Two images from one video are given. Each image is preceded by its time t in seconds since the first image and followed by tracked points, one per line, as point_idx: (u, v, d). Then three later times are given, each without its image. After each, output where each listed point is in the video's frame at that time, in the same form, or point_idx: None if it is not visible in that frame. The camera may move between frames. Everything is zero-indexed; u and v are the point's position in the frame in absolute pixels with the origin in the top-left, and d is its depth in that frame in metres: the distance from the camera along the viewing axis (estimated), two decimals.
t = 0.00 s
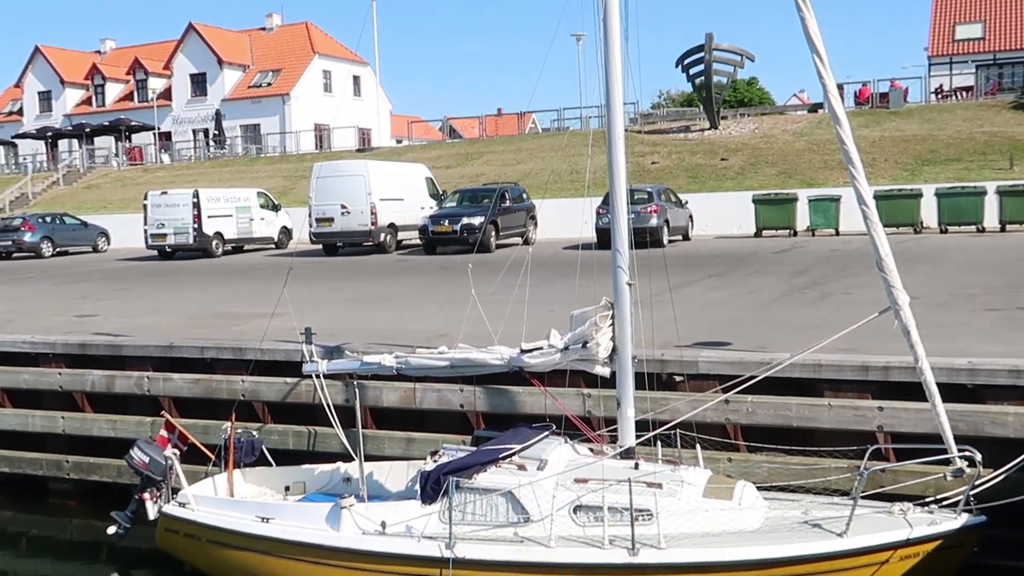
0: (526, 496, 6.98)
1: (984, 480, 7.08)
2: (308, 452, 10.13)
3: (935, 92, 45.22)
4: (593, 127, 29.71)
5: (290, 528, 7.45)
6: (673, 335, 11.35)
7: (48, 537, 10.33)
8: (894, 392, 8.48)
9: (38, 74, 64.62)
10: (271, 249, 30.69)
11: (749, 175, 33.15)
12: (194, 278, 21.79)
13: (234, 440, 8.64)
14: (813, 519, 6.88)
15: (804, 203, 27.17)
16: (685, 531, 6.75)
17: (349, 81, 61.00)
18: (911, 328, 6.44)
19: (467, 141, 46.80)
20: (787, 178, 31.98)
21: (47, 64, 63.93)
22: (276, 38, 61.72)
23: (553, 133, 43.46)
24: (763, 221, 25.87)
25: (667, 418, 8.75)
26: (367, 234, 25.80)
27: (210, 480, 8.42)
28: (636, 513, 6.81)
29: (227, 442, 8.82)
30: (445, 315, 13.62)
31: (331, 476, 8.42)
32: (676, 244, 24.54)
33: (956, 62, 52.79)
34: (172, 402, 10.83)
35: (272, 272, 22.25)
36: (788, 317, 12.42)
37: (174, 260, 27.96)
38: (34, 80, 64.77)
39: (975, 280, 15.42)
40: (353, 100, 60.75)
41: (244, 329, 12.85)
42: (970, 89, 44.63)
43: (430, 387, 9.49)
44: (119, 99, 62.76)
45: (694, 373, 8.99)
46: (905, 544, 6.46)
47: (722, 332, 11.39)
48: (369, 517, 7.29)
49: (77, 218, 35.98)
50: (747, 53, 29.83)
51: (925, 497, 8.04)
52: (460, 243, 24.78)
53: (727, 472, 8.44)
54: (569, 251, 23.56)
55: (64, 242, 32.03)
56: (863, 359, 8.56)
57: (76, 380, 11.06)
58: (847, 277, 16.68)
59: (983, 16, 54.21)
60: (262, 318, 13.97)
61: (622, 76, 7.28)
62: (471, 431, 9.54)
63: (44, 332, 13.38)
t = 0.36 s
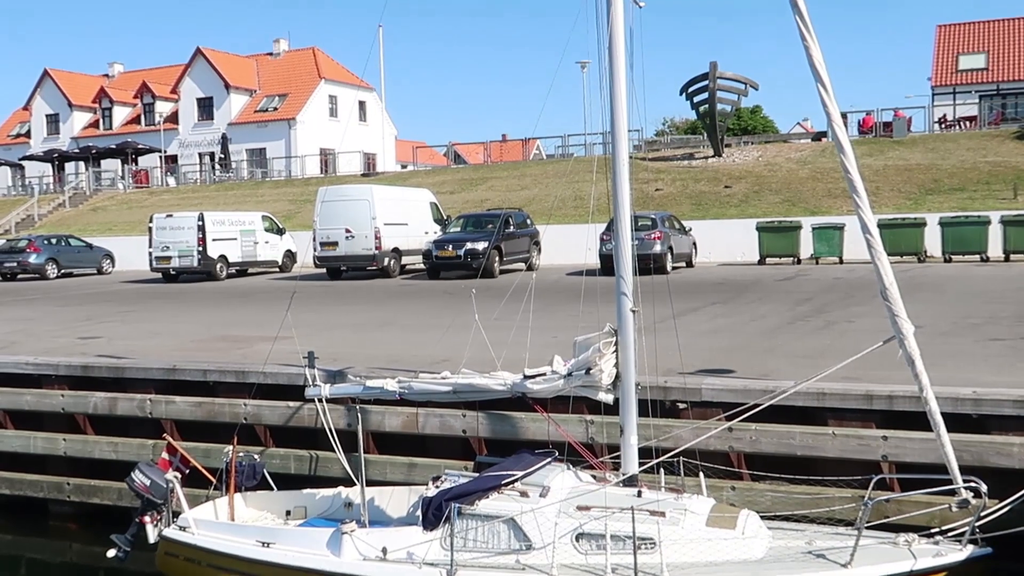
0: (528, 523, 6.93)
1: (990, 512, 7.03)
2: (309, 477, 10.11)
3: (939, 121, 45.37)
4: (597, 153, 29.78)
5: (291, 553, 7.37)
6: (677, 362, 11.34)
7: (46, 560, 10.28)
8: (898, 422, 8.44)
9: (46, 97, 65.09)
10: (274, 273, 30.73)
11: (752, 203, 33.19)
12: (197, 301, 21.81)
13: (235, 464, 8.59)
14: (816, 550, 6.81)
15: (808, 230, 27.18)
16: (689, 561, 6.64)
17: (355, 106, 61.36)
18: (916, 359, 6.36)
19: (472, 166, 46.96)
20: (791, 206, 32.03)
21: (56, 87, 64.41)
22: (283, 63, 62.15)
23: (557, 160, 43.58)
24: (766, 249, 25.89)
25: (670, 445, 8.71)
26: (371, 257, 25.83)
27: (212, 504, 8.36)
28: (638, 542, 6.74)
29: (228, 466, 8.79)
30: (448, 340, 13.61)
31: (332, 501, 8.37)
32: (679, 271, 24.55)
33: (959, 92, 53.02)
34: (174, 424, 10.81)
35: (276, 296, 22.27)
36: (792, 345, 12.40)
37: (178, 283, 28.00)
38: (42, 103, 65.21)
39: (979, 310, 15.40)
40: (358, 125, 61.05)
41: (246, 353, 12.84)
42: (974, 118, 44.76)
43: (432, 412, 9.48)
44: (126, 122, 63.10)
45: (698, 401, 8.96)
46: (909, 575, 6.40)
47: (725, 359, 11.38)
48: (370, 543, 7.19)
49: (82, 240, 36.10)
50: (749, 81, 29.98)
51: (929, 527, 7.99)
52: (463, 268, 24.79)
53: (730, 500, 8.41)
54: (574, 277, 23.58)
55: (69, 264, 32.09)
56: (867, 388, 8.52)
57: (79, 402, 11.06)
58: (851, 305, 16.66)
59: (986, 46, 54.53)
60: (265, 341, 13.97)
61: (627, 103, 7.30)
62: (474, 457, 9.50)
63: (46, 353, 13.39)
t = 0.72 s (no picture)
0: (534, 548, 6.82)
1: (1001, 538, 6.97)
2: (314, 500, 10.09)
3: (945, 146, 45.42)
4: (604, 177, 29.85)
5: None
6: (683, 386, 11.32)
7: None
8: (907, 447, 8.39)
9: (57, 119, 65.58)
10: (281, 295, 30.80)
11: (759, 227, 33.19)
12: (204, 323, 21.84)
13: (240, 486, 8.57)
14: None
15: (815, 254, 27.16)
16: None
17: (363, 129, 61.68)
18: (924, 384, 6.25)
19: (479, 189, 47.10)
20: (797, 230, 32.02)
21: (66, 110, 64.91)
22: (291, 86, 62.54)
23: (564, 183, 43.69)
24: (773, 273, 25.87)
25: (677, 470, 8.68)
26: (378, 280, 25.86)
27: (216, 526, 8.29)
28: (645, 567, 6.56)
29: (233, 488, 8.77)
30: (454, 363, 13.60)
31: (337, 525, 8.29)
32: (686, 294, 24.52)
33: (965, 117, 53.13)
34: (179, 446, 10.81)
35: (282, 318, 22.30)
36: (798, 369, 12.37)
37: (185, 304, 28.06)
38: (52, 125, 65.71)
39: (986, 335, 15.36)
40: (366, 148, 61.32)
41: (252, 375, 12.83)
42: (980, 143, 44.78)
43: (438, 435, 9.46)
44: (135, 144, 63.49)
45: (704, 426, 8.92)
46: None
47: (732, 384, 11.34)
48: (375, 567, 7.13)
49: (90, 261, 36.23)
50: (755, 106, 30.08)
51: (938, 555, 7.94)
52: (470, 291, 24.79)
53: (737, 526, 8.35)
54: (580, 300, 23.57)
55: (77, 285, 32.21)
56: (875, 414, 8.48)
57: (85, 423, 11.06)
58: (858, 330, 16.62)
59: (992, 71, 54.69)
60: (271, 363, 13.98)
61: (634, 127, 7.31)
62: (479, 481, 9.46)
63: (53, 375, 13.40)
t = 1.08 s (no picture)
0: (544, 568, 6.73)
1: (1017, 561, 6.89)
2: (324, 519, 10.09)
3: (959, 166, 45.31)
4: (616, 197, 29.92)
5: None
6: (696, 405, 11.28)
7: None
8: (921, 468, 8.33)
9: (73, 138, 66.13)
10: (293, 312, 30.88)
11: (771, 247, 33.11)
12: (217, 340, 21.91)
13: (252, 503, 8.55)
14: None
15: (828, 274, 27.08)
16: None
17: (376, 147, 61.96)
18: (938, 405, 6.16)
19: (491, 208, 47.21)
20: (810, 250, 31.96)
21: (82, 128, 65.44)
22: (305, 105, 62.92)
23: (576, 202, 43.74)
24: (785, 292, 25.80)
25: (689, 490, 8.63)
26: (390, 297, 25.89)
27: (227, 543, 8.22)
28: None
29: (244, 506, 8.76)
30: (465, 381, 13.61)
31: (348, 543, 8.22)
32: (698, 313, 24.47)
33: (979, 137, 53.06)
34: (190, 463, 10.82)
35: (294, 335, 22.33)
36: (811, 390, 12.31)
37: (197, 321, 28.14)
38: (68, 143, 66.27)
39: (1001, 356, 15.26)
40: (379, 167, 61.54)
41: (264, 392, 12.84)
42: (994, 163, 44.66)
43: (449, 454, 9.45)
44: (149, 162, 63.91)
45: (717, 446, 8.87)
46: None
47: (744, 404, 11.29)
48: None
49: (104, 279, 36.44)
50: (767, 125, 30.07)
51: None
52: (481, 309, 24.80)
53: (750, 547, 8.29)
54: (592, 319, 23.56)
55: (90, 302, 32.37)
56: (889, 434, 8.42)
57: (97, 440, 11.10)
58: (872, 350, 16.55)
59: (1005, 91, 54.61)
60: (283, 381, 14.01)
61: (645, 146, 7.31)
62: (490, 500, 9.44)
63: (66, 392, 13.46)
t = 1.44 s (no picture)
0: (559, 571, 6.71)
1: None
2: (340, 521, 10.12)
3: (978, 170, 45.00)
4: (632, 201, 29.91)
5: None
6: (712, 410, 11.25)
7: None
8: (940, 474, 8.27)
9: (91, 141, 66.61)
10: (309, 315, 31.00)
11: (788, 251, 32.97)
12: (232, 343, 22.01)
13: (268, 507, 8.60)
14: None
15: (844, 279, 26.95)
16: None
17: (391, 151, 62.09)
18: (957, 411, 6.10)
19: (506, 212, 47.23)
20: (827, 254, 31.82)
21: (100, 132, 65.91)
22: (321, 109, 63.15)
23: (591, 206, 43.73)
24: (801, 297, 25.70)
25: (705, 496, 8.61)
26: (405, 301, 25.94)
27: (243, 546, 8.25)
28: None
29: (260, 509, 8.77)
30: (480, 385, 13.62)
31: (363, 546, 8.24)
32: (713, 317, 24.40)
33: (997, 142, 52.69)
34: (206, 466, 10.88)
35: (310, 338, 22.39)
36: (827, 394, 12.26)
37: (214, 324, 28.27)
38: (86, 147, 66.76)
39: (1019, 361, 15.14)
40: (394, 170, 61.67)
41: (279, 395, 12.89)
42: (1014, 167, 44.32)
43: (464, 458, 9.46)
44: (167, 166, 64.28)
45: (733, 451, 8.84)
46: None
47: (760, 409, 11.26)
48: None
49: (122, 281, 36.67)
50: (783, 129, 29.97)
51: None
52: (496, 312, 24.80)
53: (766, 553, 8.26)
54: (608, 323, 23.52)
55: (108, 305, 32.59)
56: (907, 440, 8.37)
57: (114, 442, 11.17)
58: (889, 355, 16.45)
59: None
60: (298, 384, 14.06)
61: (660, 150, 7.30)
62: (506, 503, 9.44)
63: (84, 394, 13.55)
